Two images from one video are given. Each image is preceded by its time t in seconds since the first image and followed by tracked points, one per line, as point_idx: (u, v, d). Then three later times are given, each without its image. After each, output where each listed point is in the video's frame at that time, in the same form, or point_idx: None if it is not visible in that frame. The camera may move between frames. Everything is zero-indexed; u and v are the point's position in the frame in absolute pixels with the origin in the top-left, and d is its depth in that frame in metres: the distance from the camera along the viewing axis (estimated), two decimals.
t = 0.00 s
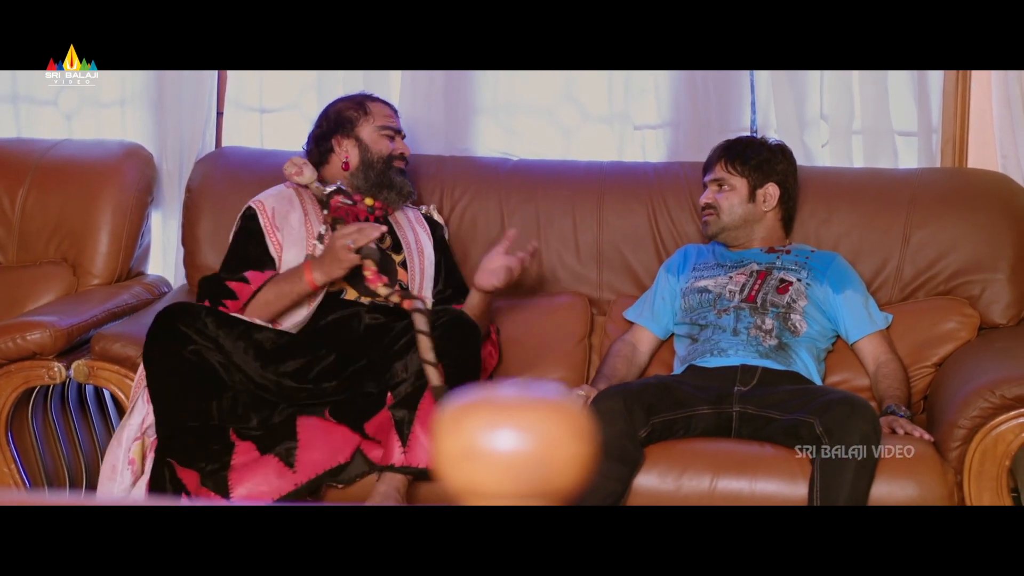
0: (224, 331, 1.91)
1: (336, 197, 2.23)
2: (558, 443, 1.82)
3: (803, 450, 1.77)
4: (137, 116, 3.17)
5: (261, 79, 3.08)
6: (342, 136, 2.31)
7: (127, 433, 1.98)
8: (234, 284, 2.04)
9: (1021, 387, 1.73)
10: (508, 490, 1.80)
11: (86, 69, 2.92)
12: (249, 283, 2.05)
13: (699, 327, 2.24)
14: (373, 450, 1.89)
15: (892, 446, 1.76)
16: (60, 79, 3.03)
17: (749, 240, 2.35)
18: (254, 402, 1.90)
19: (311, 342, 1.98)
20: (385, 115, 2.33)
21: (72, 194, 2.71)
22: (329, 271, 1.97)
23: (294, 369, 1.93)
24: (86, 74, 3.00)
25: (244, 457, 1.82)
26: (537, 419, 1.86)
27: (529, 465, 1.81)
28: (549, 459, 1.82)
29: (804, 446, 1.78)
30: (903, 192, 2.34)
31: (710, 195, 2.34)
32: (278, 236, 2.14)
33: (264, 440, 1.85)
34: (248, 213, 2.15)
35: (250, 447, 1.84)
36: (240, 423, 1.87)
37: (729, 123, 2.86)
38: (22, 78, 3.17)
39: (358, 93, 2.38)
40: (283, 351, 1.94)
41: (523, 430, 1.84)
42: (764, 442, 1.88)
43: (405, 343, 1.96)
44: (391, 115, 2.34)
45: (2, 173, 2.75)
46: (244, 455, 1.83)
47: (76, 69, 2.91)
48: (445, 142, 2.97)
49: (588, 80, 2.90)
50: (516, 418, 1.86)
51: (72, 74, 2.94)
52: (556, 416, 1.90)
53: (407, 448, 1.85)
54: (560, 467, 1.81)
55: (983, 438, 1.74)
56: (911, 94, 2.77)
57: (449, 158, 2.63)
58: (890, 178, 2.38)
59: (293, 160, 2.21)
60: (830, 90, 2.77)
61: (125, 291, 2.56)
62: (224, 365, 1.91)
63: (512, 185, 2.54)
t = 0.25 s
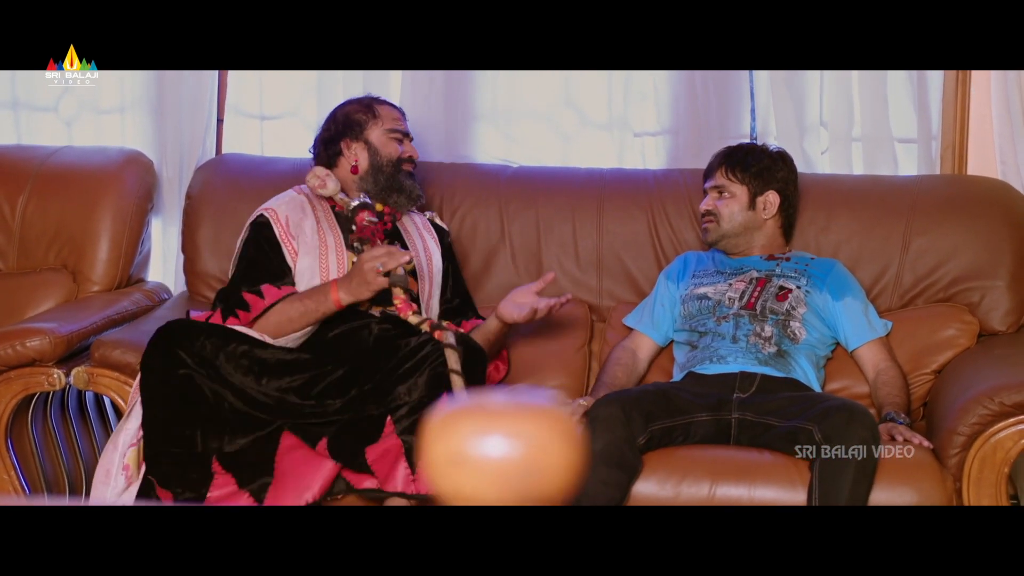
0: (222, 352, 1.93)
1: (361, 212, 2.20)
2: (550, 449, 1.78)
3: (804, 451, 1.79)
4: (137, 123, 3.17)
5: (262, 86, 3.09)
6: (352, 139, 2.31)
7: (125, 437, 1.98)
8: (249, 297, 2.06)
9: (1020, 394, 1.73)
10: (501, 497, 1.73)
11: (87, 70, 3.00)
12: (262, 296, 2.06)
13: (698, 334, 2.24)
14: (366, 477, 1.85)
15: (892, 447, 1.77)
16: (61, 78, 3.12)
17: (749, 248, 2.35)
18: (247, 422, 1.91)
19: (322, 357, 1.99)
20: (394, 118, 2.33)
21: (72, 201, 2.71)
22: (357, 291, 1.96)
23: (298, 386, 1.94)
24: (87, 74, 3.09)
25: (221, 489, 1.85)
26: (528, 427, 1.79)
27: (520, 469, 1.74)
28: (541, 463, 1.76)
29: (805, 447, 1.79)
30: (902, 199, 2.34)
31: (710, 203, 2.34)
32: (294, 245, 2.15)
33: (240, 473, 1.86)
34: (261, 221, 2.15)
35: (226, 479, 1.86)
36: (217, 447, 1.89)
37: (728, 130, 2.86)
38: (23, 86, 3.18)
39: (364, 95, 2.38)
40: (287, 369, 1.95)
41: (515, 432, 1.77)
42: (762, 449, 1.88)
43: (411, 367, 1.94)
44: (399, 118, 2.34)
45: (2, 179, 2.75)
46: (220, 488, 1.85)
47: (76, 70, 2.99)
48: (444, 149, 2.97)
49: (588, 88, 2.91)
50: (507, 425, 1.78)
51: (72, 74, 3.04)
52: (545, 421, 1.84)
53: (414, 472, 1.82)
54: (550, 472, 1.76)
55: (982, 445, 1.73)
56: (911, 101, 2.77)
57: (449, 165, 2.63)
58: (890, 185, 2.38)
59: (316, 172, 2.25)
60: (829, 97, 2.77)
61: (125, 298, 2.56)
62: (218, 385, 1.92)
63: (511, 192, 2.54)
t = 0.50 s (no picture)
0: (216, 359, 1.92)
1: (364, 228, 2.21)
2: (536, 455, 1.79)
3: (805, 451, 1.78)
4: (134, 129, 3.17)
5: (258, 91, 3.09)
6: (344, 148, 2.32)
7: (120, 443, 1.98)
8: (242, 303, 2.06)
9: (1015, 399, 1.73)
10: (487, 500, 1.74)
11: (86, 70, 3.02)
12: (256, 304, 2.06)
13: (694, 338, 2.23)
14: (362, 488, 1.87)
15: (892, 445, 1.80)
16: (61, 79, 3.13)
17: (746, 253, 2.35)
18: (243, 428, 1.91)
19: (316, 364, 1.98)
20: (388, 127, 2.31)
21: (69, 206, 2.71)
22: (348, 304, 1.96)
23: (292, 393, 1.93)
24: (87, 74, 3.09)
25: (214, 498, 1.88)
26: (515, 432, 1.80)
27: (507, 472, 1.75)
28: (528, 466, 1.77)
29: (805, 446, 1.78)
30: (899, 205, 2.34)
31: (707, 208, 2.34)
32: (288, 252, 2.15)
33: (233, 484, 1.88)
34: (257, 228, 2.16)
35: (220, 488, 1.88)
36: (208, 456, 1.89)
37: (725, 134, 2.86)
38: (20, 92, 3.18)
39: (365, 102, 2.38)
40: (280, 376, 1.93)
41: (501, 437, 1.78)
42: (758, 455, 1.88)
43: (405, 375, 1.93)
44: (394, 126, 2.32)
45: None
46: (214, 497, 1.88)
47: (77, 70, 3.00)
48: (441, 154, 2.97)
49: (584, 93, 2.91)
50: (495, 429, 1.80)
51: (73, 74, 3.06)
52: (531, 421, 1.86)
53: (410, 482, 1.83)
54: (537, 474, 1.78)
55: (978, 450, 1.73)
56: (907, 106, 2.77)
57: (445, 170, 2.63)
58: (886, 190, 2.38)
59: (325, 186, 2.24)
60: (825, 102, 2.78)
61: (121, 304, 2.56)
62: (212, 394, 1.92)
63: (508, 197, 2.54)
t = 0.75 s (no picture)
0: (213, 361, 1.92)
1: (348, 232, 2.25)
2: (515, 455, 1.82)
3: (803, 450, 1.77)
4: (131, 131, 3.17)
5: (256, 93, 3.09)
6: (322, 158, 2.38)
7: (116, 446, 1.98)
8: (231, 305, 2.08)
9: (1011, 401, 1.73)
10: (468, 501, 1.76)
11: (85, 69, 3.02)
12: (245, 305, 2.08)
13: (690, 339, 2.23)
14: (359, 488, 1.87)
15: (892, 446, 1.82)
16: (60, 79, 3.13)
17: (743, 255, 2.35)
18: (239, 430, 1.90)
19: (312, 365, 1.98)
20: (354, 130, 2.31)
21: (66, 209, 2.71)
22: (330, 308, 1.97)
23: (286, 396, 1.93)
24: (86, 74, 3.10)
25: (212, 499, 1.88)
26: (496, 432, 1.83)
27: (491, 476, 1.77)
28: (508, 468, 1.80)
29: (804, 447, 1.77)
30: (895, 207, 2.34)
31: (704, 210, 2.35)
32: (279, 255, 2.18)
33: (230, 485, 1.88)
34: (248, 230, 2.20)
35: (217, 490, 1.89)
36: (206, 457, 1.89)
37: (721, 137, 2.86)
38: (17, 94, 3.18)
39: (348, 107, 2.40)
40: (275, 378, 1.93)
41: (485, 439, 1.80)
42: (755, 456, 1.87)
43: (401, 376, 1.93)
44: (360, 129, 2.31)
45: None
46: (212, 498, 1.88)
47: (76, 69, 3.01)
48: (438, 156, 2.97)
49: (581, 95, 2.92)
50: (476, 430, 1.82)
51: (72, 74, 3.05)
52: (512, 424, 1.89)
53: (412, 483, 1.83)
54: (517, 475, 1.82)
55: (974, 451, 1.73)
56: (903, 108, 2.78)
57: (443, 172, 2.64)
58: (882, 193, 2.38)
59: (314, 190, 2.28)
60: (822, 105, 2.78)
61: (118, 306, 2.56)
62: (209, 395, 1.91)
63: (505, 200, 2.54)
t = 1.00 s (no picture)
0: (214, 363, 1.93)
1: (348, 237, 2.24)
2: (502, 456, 1.81)
3: (805, 451, 1.76)
4: (133, 132, 3.18)
5: (257, 94, 3.09)
6: (323, 160, 2.34)
7: (117, 446, 1.98)
8: (236, 300, 2.09)
9: (1011, 402, 1.73)
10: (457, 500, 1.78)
11: (86, 69, 3.02)
12: (249, 302, 2.08)
13: (691, 339, 2.23)
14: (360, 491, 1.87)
15: (893, 446, 1.82)
16: (60, 79, 3.13)
17: (744, 256, 2.35)
18: (240, 433, 1.90)
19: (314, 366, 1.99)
20: (354, 138, 2.28)
21: (67, 210, 2.71)
22: (338, 312, 1.92)
23: (289, 397, 1.93)
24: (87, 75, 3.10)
25: (213, 501, 1.88)
26: (484, 430, 1.82)
27: (479, 475, 1.78)
28: (497, 468, 1.80)
29: (805, 447, 1.77)
30: (896, 209, 2.34)
31: (705, 212, 2.35)
32: (285, 253, 2.19)
33: (232, 488, 1.88)
34: (253, 231, 2.20)
35: (220, 492, 1.88)
36: (207, 459, 1.88)
37: (722, 138, 2.86)
38: (19, 95, 3.19)
39: (353, 109, 2.35)
40: (278, 380, 1.94)
41: (473, 439, 1.80)
42: (754, 457, 1.87)
43: (407, 380, 1.93)
44: (361, 137, 2.27)
45: None
46: (213, 500, 1.88)
47: (77, 69, 3.01)
48: (439, 158, 2.97)
49: (582, 97, 2.92)
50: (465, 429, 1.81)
51: (72, 75, 3.05)
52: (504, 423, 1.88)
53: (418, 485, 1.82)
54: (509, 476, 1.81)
55: (974, 452, 1.73)
56: (904, 109, 2.77)
57: (444, 173, 2.64)
58: (883, 194, 2.38)
59: (308, 202, 2.25)
60: (822, 106, 2.78)
61: (119, 307, 2.56)
62: (209, 397, 1.91)
63: (506, 201, 2.54)
